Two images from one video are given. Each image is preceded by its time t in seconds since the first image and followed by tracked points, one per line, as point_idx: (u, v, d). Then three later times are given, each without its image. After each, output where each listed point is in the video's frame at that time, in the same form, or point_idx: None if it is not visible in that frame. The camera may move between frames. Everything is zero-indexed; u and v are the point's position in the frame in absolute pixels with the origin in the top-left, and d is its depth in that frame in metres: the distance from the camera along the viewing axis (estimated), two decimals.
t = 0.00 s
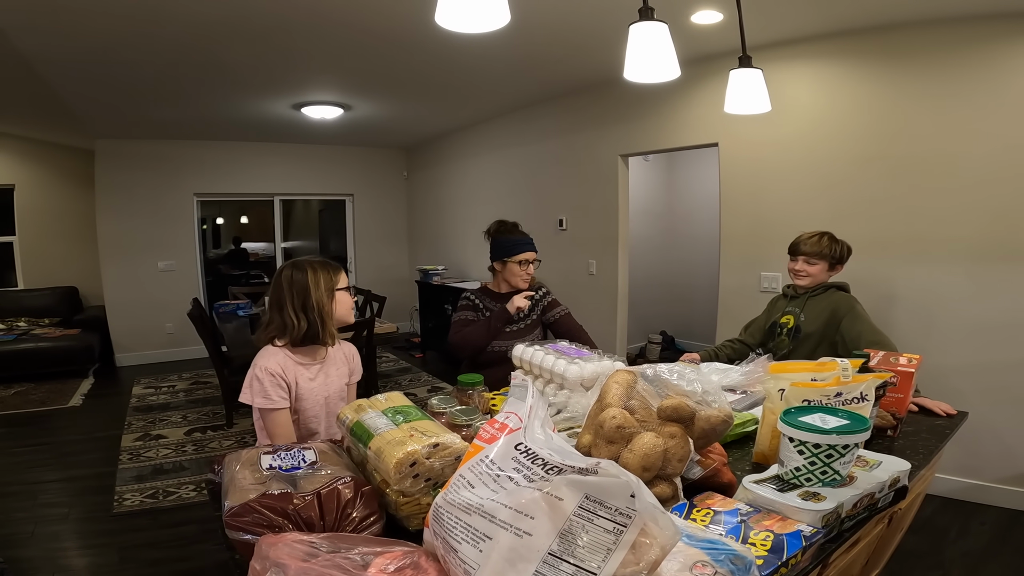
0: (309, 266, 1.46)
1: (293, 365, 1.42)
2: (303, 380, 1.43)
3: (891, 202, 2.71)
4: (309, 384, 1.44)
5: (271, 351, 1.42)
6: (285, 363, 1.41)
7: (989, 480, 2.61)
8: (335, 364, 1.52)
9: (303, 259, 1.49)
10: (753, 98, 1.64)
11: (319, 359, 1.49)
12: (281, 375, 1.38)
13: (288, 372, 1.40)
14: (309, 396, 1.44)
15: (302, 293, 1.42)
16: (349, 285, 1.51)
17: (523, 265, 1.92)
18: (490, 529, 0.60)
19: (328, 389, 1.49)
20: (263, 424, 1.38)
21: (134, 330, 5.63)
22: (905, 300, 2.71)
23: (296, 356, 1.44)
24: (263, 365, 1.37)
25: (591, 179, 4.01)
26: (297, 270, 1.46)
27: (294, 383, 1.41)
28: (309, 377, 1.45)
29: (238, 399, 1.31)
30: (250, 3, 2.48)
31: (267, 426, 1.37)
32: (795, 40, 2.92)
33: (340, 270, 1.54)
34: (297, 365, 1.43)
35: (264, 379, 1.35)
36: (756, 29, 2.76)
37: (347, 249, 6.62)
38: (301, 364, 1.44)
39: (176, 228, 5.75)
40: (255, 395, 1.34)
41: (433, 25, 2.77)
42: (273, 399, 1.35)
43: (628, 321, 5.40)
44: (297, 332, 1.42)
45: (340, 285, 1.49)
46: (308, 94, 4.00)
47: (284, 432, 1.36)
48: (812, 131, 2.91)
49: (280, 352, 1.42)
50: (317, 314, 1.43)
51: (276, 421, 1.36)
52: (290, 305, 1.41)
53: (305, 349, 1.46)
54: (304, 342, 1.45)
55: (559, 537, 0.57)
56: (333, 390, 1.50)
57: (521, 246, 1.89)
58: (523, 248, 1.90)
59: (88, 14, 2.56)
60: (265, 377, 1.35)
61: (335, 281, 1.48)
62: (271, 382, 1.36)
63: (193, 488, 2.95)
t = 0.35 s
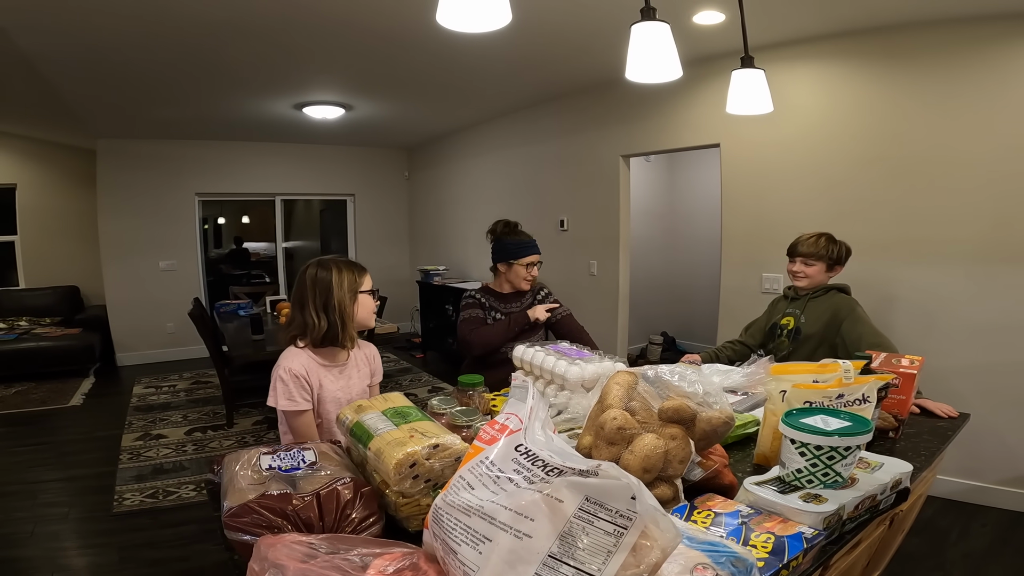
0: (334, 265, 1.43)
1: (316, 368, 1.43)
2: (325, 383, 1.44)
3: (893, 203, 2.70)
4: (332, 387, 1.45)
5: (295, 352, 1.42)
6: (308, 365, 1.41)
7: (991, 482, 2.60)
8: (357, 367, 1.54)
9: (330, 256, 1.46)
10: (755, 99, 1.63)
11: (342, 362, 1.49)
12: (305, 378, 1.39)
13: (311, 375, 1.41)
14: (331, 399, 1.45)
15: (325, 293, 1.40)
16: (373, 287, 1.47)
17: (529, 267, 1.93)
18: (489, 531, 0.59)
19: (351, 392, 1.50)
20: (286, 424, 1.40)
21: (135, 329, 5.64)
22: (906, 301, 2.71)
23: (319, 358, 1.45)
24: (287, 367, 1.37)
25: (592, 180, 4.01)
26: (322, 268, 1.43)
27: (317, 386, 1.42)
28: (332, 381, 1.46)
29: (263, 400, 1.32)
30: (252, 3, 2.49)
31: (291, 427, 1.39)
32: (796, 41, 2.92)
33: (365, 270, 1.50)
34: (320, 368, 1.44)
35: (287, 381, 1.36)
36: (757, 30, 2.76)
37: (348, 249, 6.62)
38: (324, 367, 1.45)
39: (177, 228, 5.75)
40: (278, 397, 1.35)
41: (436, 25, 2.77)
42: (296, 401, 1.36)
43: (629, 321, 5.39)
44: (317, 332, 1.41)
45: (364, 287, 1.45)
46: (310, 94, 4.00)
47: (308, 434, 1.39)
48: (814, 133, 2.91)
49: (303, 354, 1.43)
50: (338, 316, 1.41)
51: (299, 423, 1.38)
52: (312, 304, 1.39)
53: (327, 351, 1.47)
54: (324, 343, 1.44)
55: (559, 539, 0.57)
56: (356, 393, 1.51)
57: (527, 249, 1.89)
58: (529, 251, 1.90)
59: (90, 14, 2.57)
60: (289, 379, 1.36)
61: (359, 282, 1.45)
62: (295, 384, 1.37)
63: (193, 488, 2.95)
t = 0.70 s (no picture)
0: (345, 267, 1.42)
1: (329, 371, 1.43)
2: (338, 386, 1.43)
3: (892, 204, 2.70)
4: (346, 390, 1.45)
5: (308, 356, 1.42)
6: (320, 369, 1.41)
7: (990, 483, 2.60)
8: (370, 368, 1.54)
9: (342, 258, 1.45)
10: (755, 99, 1.63)
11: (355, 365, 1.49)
12: (316, 382, 1.38)
13: (324, 379, 1.40)
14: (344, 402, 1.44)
15: (336, 297, 1.39)
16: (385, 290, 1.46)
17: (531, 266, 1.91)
18: (486, 531, 0.59)
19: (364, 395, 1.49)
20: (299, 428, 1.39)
21: (134, 329, 5.63)
22: (905, 302, 2.71)
23: (332, 361, 1.45)
24: (298, 371, 1.37)
25: (592, 180, 4.01)
26: (333, 270, 1.42)
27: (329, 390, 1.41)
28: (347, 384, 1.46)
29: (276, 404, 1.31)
30: (253, 3, 2.49)
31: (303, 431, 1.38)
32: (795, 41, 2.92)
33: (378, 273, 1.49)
34: (333, 371, 1.44)
35: (298, 385, 1.35)
36: (756, 31, 2.76)
37: (348, 249, 6.62)
38: (337, 370, 1.45)
39: (177, 228, 5.74)
40: (290, 401, 1.34)
41: (437, 25, 2.77)
42: (307, 404, 1.35)
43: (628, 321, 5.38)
44: (328, 335, 1.41)
45: (376, 290, 1.43)
46: (310, 93, 4.00)
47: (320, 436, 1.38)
48: (814, 133, 2.91)
49: (316, 358, 1.42)
50: (348, 320, 1.40)
51: (312, 426, 1.36)
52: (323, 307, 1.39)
53: (339, 355, 1.47)
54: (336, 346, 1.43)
55: (556, 540, 0.57)
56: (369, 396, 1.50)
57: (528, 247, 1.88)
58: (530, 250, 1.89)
59: (90, 13, 2.56)
60: (300, 383, 1.35)
61: (371, 285, 1.43)
62: (306, 388, 1.36)
63: (192, 488, 2.94)
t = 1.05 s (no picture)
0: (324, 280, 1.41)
1: (333, 379, 1.40)
2: (345, 394, 1.40)
3: (890, 207, 2.71)
4: (353, 397, 1.42)
5: (314, 364, 1.41)
6: (324, 377, 1.39)
7: (986, 485, 2.61)
8: (380, 375, 1.50)
9: (346, 267, 1.43)
10: (754, 104, 1.63)
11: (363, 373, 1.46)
12: (318, 390, 1.35)
13: (328, 387, 1.38)
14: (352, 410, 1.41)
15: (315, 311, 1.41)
16: (359, 298, 1.32)
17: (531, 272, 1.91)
18: (485, 541, 0.60)
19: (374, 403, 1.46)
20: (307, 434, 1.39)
21: (132, 330, 5.63)
22: (903, 304, 2.72)
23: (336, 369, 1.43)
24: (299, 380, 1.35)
25: (592, 182, 4.01)
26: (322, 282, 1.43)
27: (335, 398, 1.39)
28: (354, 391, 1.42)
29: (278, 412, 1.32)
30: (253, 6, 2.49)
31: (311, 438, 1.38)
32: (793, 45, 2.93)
33: (367, 278, 1.36)
34: (337, 379, 1.41)
35: (299, 393, 1.34)
36: (755, 34, 2.78)
37: (347, 250, 6.62)
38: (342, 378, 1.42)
39: (175, 229, 5.74)
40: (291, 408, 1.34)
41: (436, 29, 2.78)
42: (307, 413, 1.33)
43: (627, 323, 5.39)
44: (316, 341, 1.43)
45: (346, 297, 1.33)
46: (308, 95, 4.00)
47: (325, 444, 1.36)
48: (812, 136, 2.92)
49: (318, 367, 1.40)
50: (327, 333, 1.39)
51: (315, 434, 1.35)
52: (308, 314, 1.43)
53: (347, 362, 1.44)
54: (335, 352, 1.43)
55: (555, 551, 0.57)
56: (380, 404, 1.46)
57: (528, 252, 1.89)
58: (531, 254, 1.91)
59: (89, 15, 2.56)
60: (300, 391, 1.34)
61: (345, 292, 1.34)
62: (307, 396, 1.35)
63: (191, 490, 2.95)
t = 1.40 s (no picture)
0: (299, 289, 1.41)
1: (308, 380, 1.40)
2: (320, 396, 1.39)
3: (885, 208, 2.70)
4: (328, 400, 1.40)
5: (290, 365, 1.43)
6: (296, 377, 1.39)
7: (981, 488, 2.60)
8: (363, 381, 1.46)
9: (326, 273, 1.42)
10: (745, 104, 1.62)
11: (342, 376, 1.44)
12: (288, 390, 1.36)
13: (298, 387, 1.38)
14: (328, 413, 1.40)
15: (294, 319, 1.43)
16: (314, 306, 1.30)
17: (496, 270, 1.90)
18: (457, 550, 0.59)
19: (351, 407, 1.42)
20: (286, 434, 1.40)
21: (128, 330, 5.62)
22: (898, 305, 2.71)
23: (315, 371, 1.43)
24: (271, 378, 1.37)
25: (586, 183, 4.00)
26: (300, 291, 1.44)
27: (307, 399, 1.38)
28: (329, 394, 1.40)
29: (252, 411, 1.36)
30: (245, 6, 2.48)
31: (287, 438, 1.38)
32: (788, 46, 2.92)
33: (329, 285, 1.33)
34: (313, 380, 1.41)
35: (269, 392, 1.36)
36: (748, 35, 2.77)
37: (344, 250, 6.61)
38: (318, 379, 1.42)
39: (171, 229, 5.73)
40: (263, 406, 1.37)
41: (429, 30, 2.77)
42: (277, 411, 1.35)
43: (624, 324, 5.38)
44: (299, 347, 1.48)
45: (305, 305, 1.32)
46: (303, 95, 3.98)
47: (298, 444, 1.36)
48: (806, 137, 2.91)
49: (295, 368, 1.42)
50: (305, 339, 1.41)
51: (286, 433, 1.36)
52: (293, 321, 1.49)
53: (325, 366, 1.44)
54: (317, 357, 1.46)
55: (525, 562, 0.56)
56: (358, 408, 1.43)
57: (488, 249, 1.89)
58: (495, 252, 1.90)
59: (80, 16, 2.55)
60: (269, 390, 1.36)
61: (307, 300, 1.34)
62: (276, 395, 1.36)
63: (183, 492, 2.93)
